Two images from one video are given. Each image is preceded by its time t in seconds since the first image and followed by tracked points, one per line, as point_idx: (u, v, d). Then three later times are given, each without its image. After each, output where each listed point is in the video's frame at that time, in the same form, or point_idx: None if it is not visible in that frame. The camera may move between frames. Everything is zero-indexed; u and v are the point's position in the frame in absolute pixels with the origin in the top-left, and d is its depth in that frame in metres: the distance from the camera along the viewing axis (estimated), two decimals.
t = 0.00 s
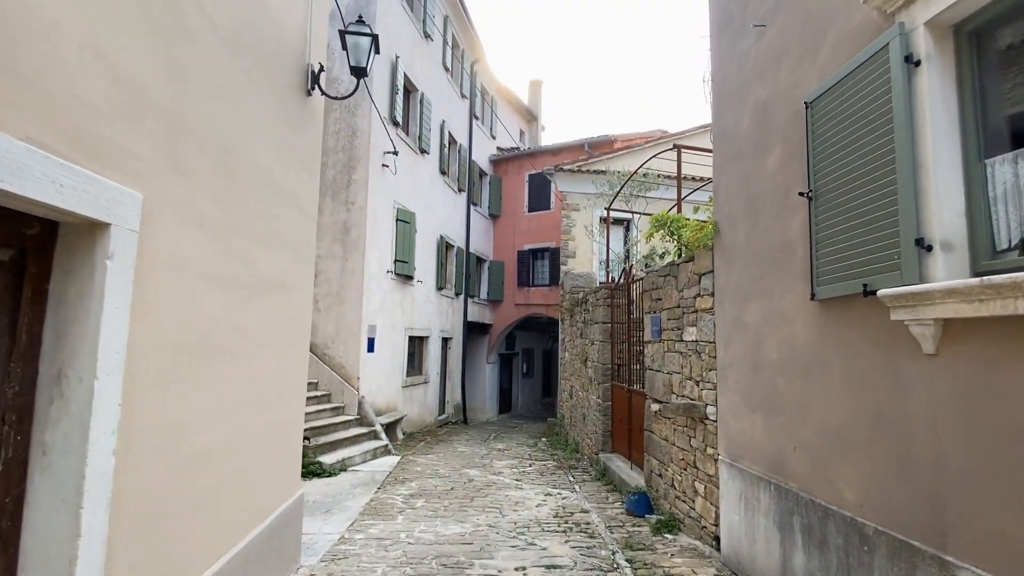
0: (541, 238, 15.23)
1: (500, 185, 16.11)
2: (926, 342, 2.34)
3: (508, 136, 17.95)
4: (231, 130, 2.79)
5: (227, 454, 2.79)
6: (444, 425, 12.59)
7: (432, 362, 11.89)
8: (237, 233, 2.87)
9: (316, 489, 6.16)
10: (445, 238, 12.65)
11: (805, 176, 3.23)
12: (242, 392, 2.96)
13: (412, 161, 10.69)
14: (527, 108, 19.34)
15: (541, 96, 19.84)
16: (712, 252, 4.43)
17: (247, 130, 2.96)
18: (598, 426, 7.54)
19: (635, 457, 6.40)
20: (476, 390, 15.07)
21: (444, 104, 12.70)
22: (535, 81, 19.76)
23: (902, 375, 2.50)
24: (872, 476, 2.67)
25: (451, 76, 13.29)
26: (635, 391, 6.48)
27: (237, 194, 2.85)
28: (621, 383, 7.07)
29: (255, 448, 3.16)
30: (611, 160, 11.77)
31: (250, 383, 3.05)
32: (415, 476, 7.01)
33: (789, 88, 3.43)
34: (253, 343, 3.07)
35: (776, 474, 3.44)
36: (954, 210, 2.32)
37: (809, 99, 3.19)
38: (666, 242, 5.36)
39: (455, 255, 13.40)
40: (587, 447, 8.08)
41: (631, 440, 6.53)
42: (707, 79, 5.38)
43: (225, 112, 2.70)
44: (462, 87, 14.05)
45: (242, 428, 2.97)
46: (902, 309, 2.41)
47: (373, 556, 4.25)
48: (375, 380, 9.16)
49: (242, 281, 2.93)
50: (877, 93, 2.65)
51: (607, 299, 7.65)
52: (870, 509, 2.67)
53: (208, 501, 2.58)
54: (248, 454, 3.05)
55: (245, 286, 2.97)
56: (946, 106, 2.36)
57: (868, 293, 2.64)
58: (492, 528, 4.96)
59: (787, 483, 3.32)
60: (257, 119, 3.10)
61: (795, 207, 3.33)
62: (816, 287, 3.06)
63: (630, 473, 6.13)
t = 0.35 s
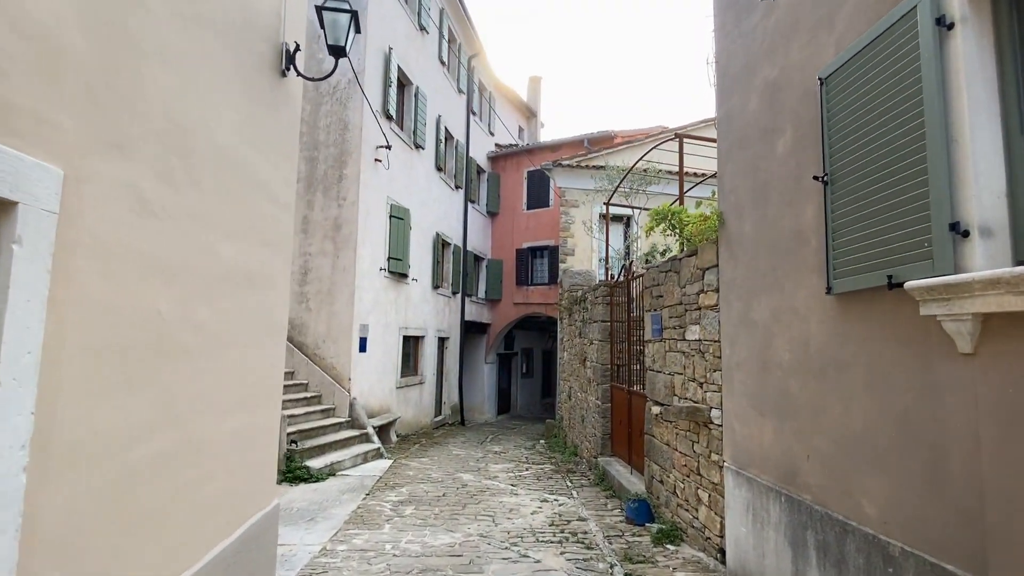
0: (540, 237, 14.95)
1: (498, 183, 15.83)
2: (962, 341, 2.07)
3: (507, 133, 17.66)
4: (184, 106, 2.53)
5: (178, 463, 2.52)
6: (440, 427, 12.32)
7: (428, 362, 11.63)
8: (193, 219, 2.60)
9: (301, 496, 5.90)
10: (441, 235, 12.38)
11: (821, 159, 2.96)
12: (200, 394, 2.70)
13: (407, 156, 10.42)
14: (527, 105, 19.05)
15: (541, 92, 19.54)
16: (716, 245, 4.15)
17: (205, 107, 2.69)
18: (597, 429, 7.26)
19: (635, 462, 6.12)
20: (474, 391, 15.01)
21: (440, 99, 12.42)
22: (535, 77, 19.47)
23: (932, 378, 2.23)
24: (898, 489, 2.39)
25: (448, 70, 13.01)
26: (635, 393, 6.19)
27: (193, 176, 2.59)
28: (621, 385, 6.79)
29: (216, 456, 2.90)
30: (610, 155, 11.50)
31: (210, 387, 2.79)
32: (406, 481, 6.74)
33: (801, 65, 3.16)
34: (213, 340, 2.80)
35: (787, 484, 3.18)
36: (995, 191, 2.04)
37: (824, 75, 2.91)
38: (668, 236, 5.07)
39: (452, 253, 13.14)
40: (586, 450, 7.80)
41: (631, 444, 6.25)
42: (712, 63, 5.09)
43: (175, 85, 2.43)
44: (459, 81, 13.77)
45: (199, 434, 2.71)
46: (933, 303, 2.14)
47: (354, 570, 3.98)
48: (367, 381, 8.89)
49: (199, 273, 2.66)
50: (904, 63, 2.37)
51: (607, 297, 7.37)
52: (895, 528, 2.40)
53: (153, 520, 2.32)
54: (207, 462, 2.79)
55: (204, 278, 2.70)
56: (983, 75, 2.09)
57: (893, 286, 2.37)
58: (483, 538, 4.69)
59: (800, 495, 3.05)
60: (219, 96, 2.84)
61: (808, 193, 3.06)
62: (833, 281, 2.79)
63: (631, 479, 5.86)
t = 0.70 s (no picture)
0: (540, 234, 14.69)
1: (498, 179, 15.57)
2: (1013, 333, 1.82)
3: (507, 129, 17.42)
4: (137, 74, 2.29)
5: (127, 470, 2.27)
6: (438, 428, 12.06)
7: (426, 361, 11.38)
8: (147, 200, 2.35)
9: (289, 500, 5.67)
10: (439, 232, 12.13)
11: (844, 136, 2.70)
12: (159, 394, 2.45)
13: (403, 151, 10.18)
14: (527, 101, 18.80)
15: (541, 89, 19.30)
16: (725, 235, 3.89)
17: (164, 76, 2.45)
18: (598, 431, 7.00)
19: (638, 466, 5.87)
20: (473, 391, 14.81)
21: (438, 93, 12.17)
22: (535, 73, 19.22)
23: (975, 376, 1.98)
24: (936, 500, 2.14)
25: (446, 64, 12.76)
26: (638, 394, 5.93)
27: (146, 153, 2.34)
28: (623, 385, 6.52)
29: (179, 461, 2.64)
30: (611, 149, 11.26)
31: (169, 385, 2.54)
32: (400, 484, 6.48)
33: (819, 36, 2.90)
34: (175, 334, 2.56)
35: (805, 492, 2.93)
36: None
37: (848, 43, 2.65)
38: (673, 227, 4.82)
39: (450, 250, 12.89)
40: (587, 453, 7.54)
41: (634, 446, 6.00)
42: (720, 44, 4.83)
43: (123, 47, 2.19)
44: (457, 75, 13.51)
45: (155, 438, 2.46)
46: (979, 291, 1.88)
47: None
48: (361, 381, 8.62)
49: (155, 260, 2.42)
50: (943, 23, 2.11)
51: (608, 294, 7.10)
52: (930, 543, 2.15)
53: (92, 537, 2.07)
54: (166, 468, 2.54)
55: (162, 265, 2.45)
56: None
57: (930, 272, 2.11)
58: (477, 546, 4.43)
59: (819, 504, 2.79)
60: (183, 68, 2.60)
61: (829, 174, 2.81)
62: (858, 270, 2.53)
63: (634, 484, 5.60)
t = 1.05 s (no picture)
0: (543, 231, 14.39)
1: (500, 176, 15.27)
2: None
3: (510, 125, 17.12)
4: (88, 33, 2.01)
5: (76, 485, 2.00)
6: (438, 429, 11.78)
7: (426, 361, 11.09)
8: (98, 179, 2.08)
9: (280, 508, 5.38)
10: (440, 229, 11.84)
11: (892, 111, 2.40)
12: (114, 400, 2.17)
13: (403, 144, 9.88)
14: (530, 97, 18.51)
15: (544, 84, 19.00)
16: (749, 226, 3.59)
17: (120, 35, 2.16)
18: (605, 434, 6.70)
19: (648, 471, 5.58)
20: (474, 391, 14.54)
21: (438, 86, 11.87)
22: (537, 69, 18.92)
23: None
24: (1011, 523, 1.85)
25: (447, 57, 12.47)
26: (649, 396, 5.63)
27: (99, 124, 2.07)
28: (632, 386, 6.23)
29: (141, 475, 2.36)
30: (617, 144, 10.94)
31: (124, 388, 2.23)
32: (398, 490, 6.18)
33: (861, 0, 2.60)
34: (133, 332, 2.29)
35: (845, 507, 2.63)
36: None
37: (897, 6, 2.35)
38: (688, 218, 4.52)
39: (451, 247, 12.59)
40: (593, 456, 7.25)
41: (644, 451, 5.70)
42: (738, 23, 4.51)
43: None
44: (459, 68, 13.21)
45: (107, 448, 2.15)
46: None
47: None
48: (359, 381, 8.34)
49: (106, 244, 2.12)
50: None
51: (616, 291, 6.80)
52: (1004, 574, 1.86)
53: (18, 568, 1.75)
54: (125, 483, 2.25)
55: (118, 254, 2.18)
56: None
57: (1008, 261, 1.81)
58: (479, 559, 4.14)
59: (863, 522, 2.50)
60: (148, 31, 2.33)
61: (873, 153, 2.51)
62: (912, 260, 2.24)
63: (645, 491, 5.31)
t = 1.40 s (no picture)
0: (545, 229, 14.10)
1: (501, 172, 14.99)
2: None
3: (512, 121, 16.84)
4: None
5: None
6: (438, 431, 11.49)
7: (426, 361, 10.81)
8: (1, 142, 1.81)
9: (270, 517, 5.09)
10: (440, 225, 11.56)
11: (951, 77, 2.10)
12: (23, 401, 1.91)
13: (402, 138, 9.58)
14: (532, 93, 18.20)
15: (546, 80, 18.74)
16: (774, 216, 3.30)
17: None
18: (612, 437, 6.42)
19: (659, 478, 5.30)
20: (475, 391, 14.29)
21: (438, 80, 11.59)
22: (540, 65, 18.64)
23: None
24: None
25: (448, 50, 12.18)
26: (660, 398, 5.34)
27: None
28: (640, 388, 5.94)
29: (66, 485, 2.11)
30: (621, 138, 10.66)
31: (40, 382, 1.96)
32: (396, 496, 5.89)
33: None
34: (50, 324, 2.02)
35: (891, 528, 2.35)
36: None
37: None
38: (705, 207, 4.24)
39: (451, 245, 12.31)
40: (599, 461, 6.97)
41: (654, 456, 5.42)
42: None
43: None
44: (459, 62, 12.92)
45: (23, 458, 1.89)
46: None
47: None
48: (356, 382, 8.05)
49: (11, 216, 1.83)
50: None
51: (623, 288, 6.51)
52: None
53: None
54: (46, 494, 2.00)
55: (33, 235, 1.93)
56: None
57: None
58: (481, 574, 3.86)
59: (914, 543, 2.23)
60: None
61: (926, 127, 2.23)
62: (977, 247, 1.96)
63: (656, 499, 5.03)
